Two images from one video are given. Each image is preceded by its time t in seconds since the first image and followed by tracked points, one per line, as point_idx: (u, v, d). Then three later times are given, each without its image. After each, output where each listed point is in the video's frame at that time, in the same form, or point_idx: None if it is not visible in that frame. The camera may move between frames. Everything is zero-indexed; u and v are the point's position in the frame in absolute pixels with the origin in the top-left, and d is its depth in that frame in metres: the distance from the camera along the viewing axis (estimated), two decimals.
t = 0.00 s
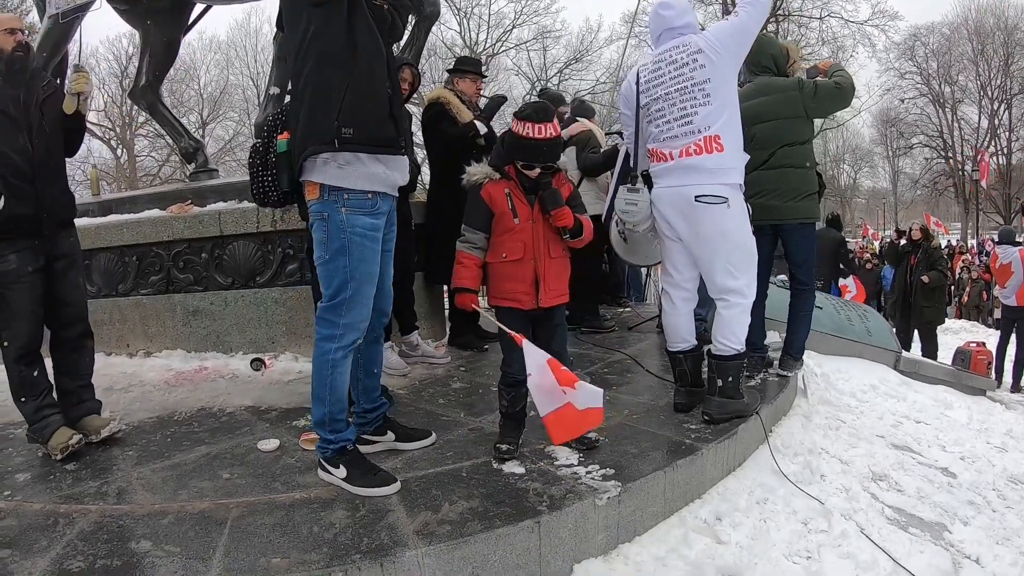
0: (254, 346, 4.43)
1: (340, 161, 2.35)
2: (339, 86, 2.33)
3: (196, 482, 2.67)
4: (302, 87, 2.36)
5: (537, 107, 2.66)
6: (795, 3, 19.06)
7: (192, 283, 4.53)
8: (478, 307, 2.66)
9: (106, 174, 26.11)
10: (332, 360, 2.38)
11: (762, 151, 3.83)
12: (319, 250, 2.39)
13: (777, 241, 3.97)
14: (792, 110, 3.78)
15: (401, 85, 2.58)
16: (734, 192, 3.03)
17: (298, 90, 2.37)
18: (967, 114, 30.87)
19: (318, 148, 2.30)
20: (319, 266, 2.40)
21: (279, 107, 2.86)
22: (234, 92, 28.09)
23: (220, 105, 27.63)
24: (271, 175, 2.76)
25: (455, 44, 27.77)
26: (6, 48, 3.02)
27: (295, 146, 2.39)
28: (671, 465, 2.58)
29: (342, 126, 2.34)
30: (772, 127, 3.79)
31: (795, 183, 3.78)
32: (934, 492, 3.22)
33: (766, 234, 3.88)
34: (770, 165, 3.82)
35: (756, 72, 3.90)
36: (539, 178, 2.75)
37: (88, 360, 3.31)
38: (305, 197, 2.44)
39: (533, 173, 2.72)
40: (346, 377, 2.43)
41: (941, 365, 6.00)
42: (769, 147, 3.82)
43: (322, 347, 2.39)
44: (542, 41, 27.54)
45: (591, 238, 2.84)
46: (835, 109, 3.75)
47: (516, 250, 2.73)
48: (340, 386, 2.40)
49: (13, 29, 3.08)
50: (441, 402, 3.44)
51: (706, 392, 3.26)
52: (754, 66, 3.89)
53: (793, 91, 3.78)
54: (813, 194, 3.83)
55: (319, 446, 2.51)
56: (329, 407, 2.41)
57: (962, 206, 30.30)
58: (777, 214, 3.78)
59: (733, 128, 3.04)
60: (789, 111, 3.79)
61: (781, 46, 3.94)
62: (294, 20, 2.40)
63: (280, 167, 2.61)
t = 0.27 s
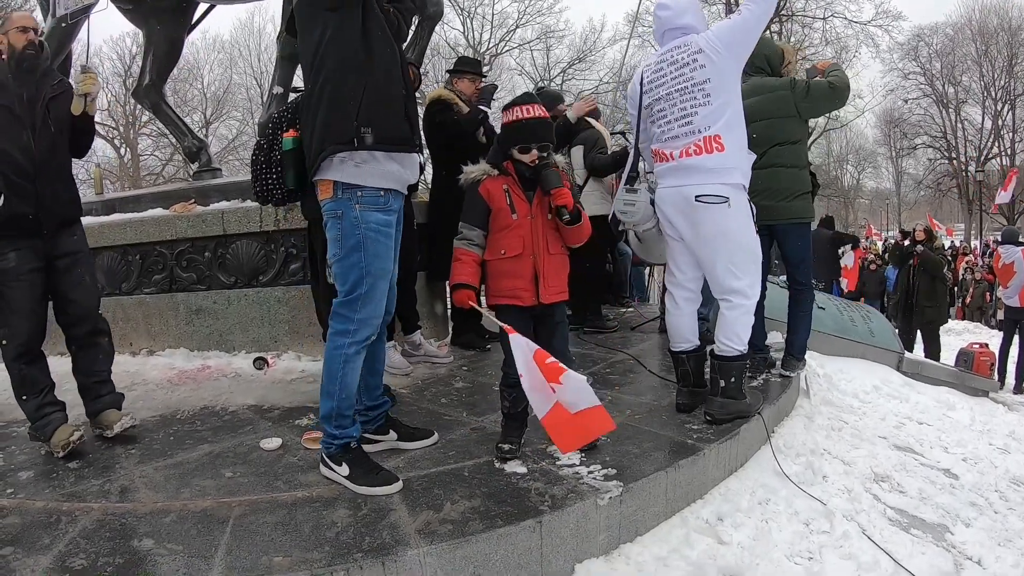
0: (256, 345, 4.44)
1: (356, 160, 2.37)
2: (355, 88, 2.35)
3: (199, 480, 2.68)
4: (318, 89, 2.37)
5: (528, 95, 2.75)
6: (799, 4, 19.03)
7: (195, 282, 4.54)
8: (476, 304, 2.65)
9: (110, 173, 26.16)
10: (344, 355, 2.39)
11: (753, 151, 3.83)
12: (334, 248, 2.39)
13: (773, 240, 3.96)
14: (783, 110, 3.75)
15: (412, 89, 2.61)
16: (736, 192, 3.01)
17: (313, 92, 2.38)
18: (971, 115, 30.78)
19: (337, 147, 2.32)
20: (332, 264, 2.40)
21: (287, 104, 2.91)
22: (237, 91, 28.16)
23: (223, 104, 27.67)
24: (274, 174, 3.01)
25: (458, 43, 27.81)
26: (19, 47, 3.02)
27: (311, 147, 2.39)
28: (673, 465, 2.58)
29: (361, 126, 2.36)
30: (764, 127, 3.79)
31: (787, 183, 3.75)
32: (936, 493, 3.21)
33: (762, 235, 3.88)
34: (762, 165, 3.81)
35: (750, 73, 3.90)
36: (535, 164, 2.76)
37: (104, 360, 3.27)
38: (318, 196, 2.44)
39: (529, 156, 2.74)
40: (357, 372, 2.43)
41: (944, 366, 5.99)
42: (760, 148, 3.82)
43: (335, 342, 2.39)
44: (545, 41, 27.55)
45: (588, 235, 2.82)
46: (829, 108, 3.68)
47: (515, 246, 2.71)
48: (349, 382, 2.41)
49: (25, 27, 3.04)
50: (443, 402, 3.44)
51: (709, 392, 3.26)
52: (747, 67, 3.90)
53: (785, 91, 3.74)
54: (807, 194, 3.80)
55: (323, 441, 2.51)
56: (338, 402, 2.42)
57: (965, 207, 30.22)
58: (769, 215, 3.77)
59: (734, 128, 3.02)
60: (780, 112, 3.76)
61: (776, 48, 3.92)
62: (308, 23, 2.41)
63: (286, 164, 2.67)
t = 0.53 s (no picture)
0: (256, 343, 4.44)
1: (366, 160, 2.38)
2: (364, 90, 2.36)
3: (198, 478, 2.68)
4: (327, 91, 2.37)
5: (535, 99, 2.79)
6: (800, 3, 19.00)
7: (195, 280, 4.54)
8: (491, 295, 2.58)
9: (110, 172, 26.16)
10: (361, 347, 2.38)
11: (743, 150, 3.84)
12: (348, 245, 2.40)
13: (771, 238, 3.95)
14: (774, 108, 3.74)
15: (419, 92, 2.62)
16: (735, 190, 3.00)
17: (322, 95, 2.39)
18: (972, 115, 30.74)
19: (346, 149, 2.32)
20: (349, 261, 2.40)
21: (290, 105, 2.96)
22: (238, 90, 28.17)
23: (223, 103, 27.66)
24: (275, 172, 3.03)
25: (458, 42, 27.79)
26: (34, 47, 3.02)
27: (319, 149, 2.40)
28: (672, 463, 2.58)
29: (370, 128, 2.36)
30: (754, 126, 3.79)
31: (778, 181, 3.74)
32: (935, 492, 3.21)
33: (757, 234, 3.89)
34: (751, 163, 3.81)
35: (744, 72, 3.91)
36: (551, 156, 2.72)
37: (107, 360, 3.26)
38: (328, 196, 2.45)
39: (543, 148, 2.72)
40: (372, 366, 2.43)
41: (944, 365, 5.98)
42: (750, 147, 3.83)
43: (354, 334, 2.39)
44: (546, 40, 27.55)
45: (605, 229, 2.74)
46: (821, 106, 3.65)
47: (527, 241, 2.68)
48: (365, 374, 2.40)
49: (42, 27, 3.03)
50: (443, 400, 3.44)
51: (708, 390, 3.26)
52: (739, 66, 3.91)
53: (777, 89, 3.73)
54: (800, 193, 3.77)
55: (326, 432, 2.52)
56: (350, 394, 2.41)
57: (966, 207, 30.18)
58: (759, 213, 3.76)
59: (733, 126, 3.01)
60: (772, 111, 3.75)
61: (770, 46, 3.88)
62: (316, 26, 2.42)
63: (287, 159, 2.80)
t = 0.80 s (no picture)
0: (254, 342, 4.44)
1: (369, 158, 2.40)
2: (369, 91, 2.38)
3: (196, 477, 2.68)
4: (330, 90, 2.38)
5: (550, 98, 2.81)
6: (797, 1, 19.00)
7: (192, 280, 4.54)
8: (504, 300, 2.58)
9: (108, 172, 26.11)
10: (377, 343, 2.38)
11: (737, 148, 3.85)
12: (356, 245, 2.39)
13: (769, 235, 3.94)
14: (767, 105, 3.71)
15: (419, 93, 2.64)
16: (736, 186, 3.00)
17: (325, 95, 2.40)
18: (969, 112, 30.77)
19: (349, 147, 2.33)
20: (358, 259, 2.39)
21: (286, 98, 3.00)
22: (235, 90, 28.14)
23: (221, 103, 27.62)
24: (272, 168, 3.01)
25: (456, 41, 27.77)
26: (51, 48, 3.03)
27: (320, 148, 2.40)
28: (669, 460, 2.58)
29: (373, 126, 2.37)
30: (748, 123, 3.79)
31: (772, 178, 3.75)
32: (933, 489, 3.22)
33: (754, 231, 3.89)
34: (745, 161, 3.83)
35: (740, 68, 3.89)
36: (563, 153, 2.70)
37: (107, 361, 3.25)
38: (331, 198, 2.46)
39: (555, 146, 2.72)
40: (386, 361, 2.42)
41: (942, 362, 5.99)
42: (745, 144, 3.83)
43: (368, 330, 2.38)
44: (543, 39, 27.56)
45: (617, 226, 2.73)
46: (814, 102, 3.59)
47: (539, 237, 2.65)
48: (379, 369, 2.39)
49: (59, 28, 3.03)
50: (440, 398, 3.44)
51: (705, 387, 3.26)
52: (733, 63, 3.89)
53: (770, 86, 3.69)
54: (796, 189, 3.77)
55: (335, 427, 2.46)
56: (363, 388, 2.39)
57: (964, 205, 30.20)
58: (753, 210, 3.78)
59: (734, 122, 3.01)
60: (765, 108, 3.72)
61: (762, 42, 3.85)
62: (319, 27, 2.45)
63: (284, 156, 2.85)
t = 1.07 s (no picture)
0: (253, 342, 4.43)
1: (376, 154, 2.40)
2: (378, 84, 2.38)
3: (196, 477, 2.68)
4: (340, 83, 2.38)
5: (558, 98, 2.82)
6: None
7: (191, 280, 4.53)
8: (505, 300, 2.58)
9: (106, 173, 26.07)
10: (388, 348, 2.40)
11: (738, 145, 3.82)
12: (358, 246, 2.38)
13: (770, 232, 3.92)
14: (768, 102, 3.66)
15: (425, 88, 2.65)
16: (740, 181, 2.98)
17: (335, 88, 2.39)
18: (967, 109, 30.77)
19: (360, 141, 2.32)
20: (358, 260, 2.37)
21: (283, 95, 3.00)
22: (233, 90, 28.11)
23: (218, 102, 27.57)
24: (269, 165, 2.97)
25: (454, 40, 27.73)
26: (62, 47, 3.01)
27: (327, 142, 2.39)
28: (669, 458, 2.58)
29: (383, 121, 2.38)
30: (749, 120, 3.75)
31: (772, 175, 3.73)
32: (933, 486, 3.21)
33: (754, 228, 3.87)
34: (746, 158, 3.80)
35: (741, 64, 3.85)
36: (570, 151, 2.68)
37: (108, 362, 3.24)
38: (334, 194, 2.43)
39: (564, 142, 2.70)
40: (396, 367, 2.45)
41: (941, 359, 5.99)
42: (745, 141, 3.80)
43: (375, 336, 2.38)
44: (542, 37, 27.55)
45: (621, 224, 2.72)
46: (815, 100, 3.54)
47: (542, 234, 2.64)
48: (393, 374, 2.43)
49: (70, 28, 2.99)
50: (440, 397, 3.43)
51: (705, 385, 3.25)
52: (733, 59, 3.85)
53: (770, 83, 3.64)
54: (796, 187, 3.76)
55: (369, 446, 2.43)
56: (387, 397, 2.42)
57: (962, 202, 30.21)
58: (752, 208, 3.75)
59: (738, 116, 2.99)
60: (766, 105, 3.68)
61: (763, 38, 3.78)
62: (328, 19, 2.44)
63: (280, 154, 2.87)
